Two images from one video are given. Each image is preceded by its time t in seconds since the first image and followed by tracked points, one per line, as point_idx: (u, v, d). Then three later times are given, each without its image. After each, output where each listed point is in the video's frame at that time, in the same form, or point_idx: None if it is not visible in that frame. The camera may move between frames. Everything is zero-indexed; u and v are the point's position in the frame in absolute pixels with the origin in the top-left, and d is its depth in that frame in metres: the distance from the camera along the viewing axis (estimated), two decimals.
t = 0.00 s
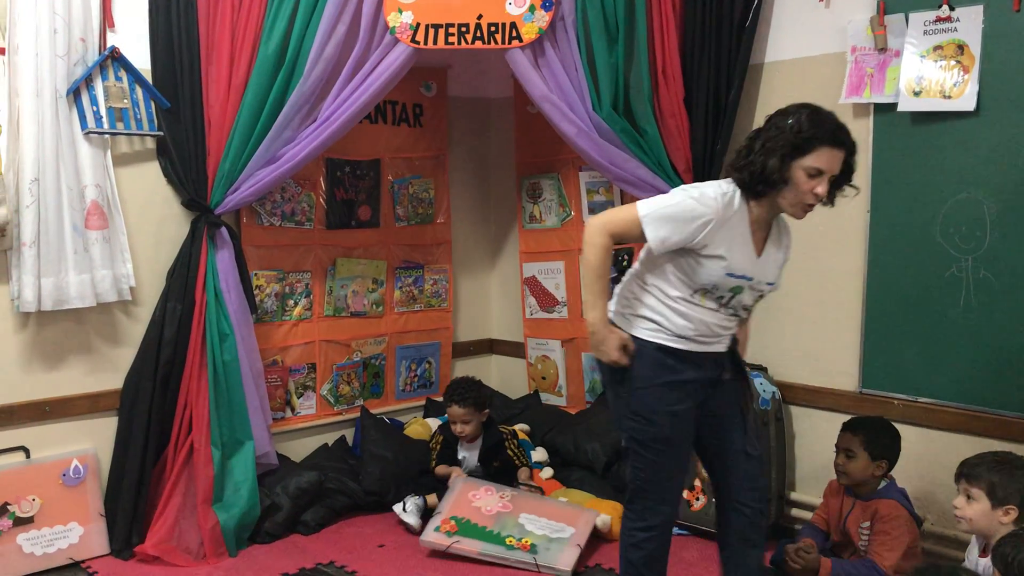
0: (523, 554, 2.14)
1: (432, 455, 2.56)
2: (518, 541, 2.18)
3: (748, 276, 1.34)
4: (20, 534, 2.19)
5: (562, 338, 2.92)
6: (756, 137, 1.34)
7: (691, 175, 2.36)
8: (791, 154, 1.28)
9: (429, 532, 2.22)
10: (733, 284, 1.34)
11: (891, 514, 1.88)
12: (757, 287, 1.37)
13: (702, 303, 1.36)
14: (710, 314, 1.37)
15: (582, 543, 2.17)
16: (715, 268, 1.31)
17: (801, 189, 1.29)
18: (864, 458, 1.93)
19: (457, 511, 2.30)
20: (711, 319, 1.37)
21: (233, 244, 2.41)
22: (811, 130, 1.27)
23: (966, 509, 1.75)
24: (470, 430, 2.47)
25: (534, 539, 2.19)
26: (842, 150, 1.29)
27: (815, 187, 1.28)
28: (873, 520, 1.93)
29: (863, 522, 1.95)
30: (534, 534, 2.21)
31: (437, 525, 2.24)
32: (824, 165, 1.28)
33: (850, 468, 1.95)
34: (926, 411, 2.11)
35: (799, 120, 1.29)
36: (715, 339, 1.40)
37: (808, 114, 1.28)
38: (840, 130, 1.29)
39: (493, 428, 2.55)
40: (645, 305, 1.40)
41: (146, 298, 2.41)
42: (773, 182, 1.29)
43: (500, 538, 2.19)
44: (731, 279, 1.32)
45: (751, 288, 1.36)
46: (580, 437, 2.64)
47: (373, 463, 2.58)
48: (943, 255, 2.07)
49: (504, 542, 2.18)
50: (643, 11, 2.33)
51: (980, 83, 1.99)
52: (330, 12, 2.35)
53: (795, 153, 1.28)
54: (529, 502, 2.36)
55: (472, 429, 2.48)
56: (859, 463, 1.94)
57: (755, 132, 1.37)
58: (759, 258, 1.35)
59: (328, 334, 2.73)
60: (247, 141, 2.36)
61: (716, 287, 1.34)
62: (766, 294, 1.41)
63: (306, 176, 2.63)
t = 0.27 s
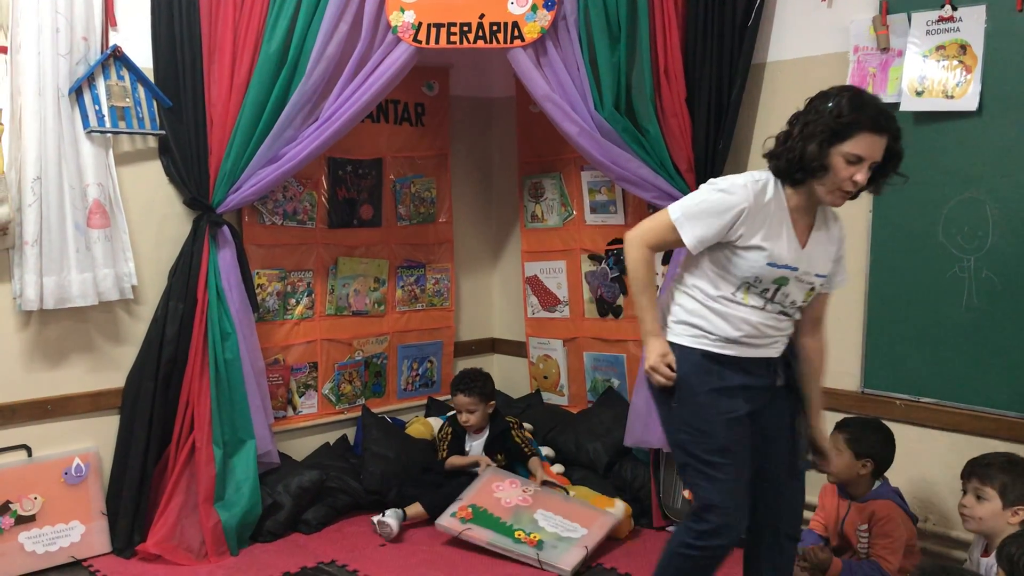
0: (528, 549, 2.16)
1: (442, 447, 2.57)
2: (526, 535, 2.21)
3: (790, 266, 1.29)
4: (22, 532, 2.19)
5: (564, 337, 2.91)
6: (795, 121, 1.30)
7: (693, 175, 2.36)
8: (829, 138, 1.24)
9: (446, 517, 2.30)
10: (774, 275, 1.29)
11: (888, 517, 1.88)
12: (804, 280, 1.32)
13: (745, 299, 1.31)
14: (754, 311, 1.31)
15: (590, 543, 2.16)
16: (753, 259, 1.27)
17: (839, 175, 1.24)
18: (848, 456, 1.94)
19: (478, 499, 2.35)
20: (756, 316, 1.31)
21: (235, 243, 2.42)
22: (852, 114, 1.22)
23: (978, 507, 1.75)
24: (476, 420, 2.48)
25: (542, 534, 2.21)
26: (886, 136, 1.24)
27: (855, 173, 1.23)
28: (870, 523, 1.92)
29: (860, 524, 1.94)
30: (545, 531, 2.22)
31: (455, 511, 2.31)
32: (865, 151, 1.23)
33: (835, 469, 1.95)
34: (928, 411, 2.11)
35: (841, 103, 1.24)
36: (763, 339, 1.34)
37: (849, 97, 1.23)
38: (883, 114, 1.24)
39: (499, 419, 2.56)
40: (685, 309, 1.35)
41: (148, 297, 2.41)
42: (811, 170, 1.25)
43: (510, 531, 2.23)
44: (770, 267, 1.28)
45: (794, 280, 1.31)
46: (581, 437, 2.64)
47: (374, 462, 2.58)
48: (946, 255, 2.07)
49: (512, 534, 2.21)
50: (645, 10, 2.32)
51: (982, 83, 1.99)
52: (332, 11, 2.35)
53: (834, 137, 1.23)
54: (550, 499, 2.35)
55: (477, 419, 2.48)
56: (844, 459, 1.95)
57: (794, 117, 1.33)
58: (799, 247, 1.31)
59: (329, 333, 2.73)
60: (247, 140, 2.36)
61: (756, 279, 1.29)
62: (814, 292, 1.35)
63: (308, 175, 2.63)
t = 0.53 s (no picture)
0: (533, 548, 2.19)
1: (447, 448, 2.56)
2: (533, 535, 2.23)
3: (811, 251, 1.23)
4: (24, 530, 2.19)
5: (566, 335, 2.91)
6: (810, 98, 1.26)
7: (695, 172, 2.36)
8: (843, 118, 1.20)
9: (462, 523, 2.36)
10: (794, 261, 1.24)
11: (891, 516, 1.87)
12: (830, 266, 1.25)
13: (768, 291, 1.26)
14: (780, 304, 1.26)
15: (594, 539, 2.17)
16: (768, 246, 1.24)
17: (854, 156, 1.20)
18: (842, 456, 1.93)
19: (495, 506, 2.40)
20: (781, 308, 1.26)
21: (237, 242, 2.42)
22: (868, 92, 1.18)
23: (977, 506, 1.75)
24: (481, 423, 2.51)
25: (548, 534, 2.24)
26: (904, 115, 1.20)
27: (873, 154, 1.20)
28: (872, 521, 1.90)
29: (862, 523, 1.92)
30: (554, 531, 2.25)
31: (469, 517, 2.37)
32: (881, 132, 1.19)
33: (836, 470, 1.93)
34: (931, 409, 2.11)
35: (857, 80, 1.20)
36: (794, 334, 1.27)
37: (865, 74, 1.19)
38: (902, 92, 1.20)
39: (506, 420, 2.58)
40: (710, 310, 1.31)
41: (150, 295, 2.41)
42: (827, 152, 1.22)
43: (518, 532, 2.26)
44: (788, 253, 1.23)
45: (819, 267, 1.25)
46: (584, 435, 2.63)
47: (377, 460, 2.58)
48: (948, 252, 2.07)
49: (520, 535, 2.25)
50: (647, 8, 2.32)
51: (985, 80, 1.98)
52: (333, 9, 2.35)
53: (848, 116, 1.19)
54: (565, 502, 2.38)
55: (482, 421, 2.51)
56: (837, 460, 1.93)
57: (808, 95, 1.28)
58: (820, 233, 1.25)
59: (331, 331, 2.73)
60: (249, 139, 2.36)
61: (776, 268, 1.25)
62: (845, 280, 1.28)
63: (309, 174, 2.63)
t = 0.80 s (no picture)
0: (536, 541, 2.19)
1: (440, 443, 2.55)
2: (536, 531, 2.25)
3: (821, 242, 1.24)
4: (31, 529, 2.20)
5: (569, 329, 2.91)
6: (807, 80, 1.26)
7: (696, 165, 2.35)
8: (843, 101, 1.20)
9: (466, 519, 2.38)
10: (804, 256, 1.24)
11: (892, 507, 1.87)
12: (842, 253, 1.25)
13: (782, 291, 1.27)
14: (796, 302, 1.27)
15: (598, 536, 2.18)
16: (776, 245, 1.24)
17: (855, 140, 1.21)
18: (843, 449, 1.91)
19: (500, 506, 2.43)
20: (798, 305, 1.27)
21: (239, 239, 2.42)
22: (866, 75, 1.18)
23: (969, 497, 1.75)
24: (483, 425, 2.50)
25: (551, 530, 2.25)
26: (904, 95, 1.20)
27: (874, 137, 1.21)
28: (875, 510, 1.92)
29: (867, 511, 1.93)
30: (557, 528, 2.26)
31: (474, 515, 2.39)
32: (881, 114, 1.20)
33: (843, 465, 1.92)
34: (934, 399, 2.12)
35: (855, 62, 1.20)
36: (814, 331, 1.28)
37: (863, 56, 1.19)
38: (901, 71, 1.20)
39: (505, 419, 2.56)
40: (728, 317, 1.33)
41: (153, 293, 2.42)
42: (827, 137, 1.23)
43: (522, 528, 2.28)
44: (798, 249, 1.24)
45: (830, 257, 1.25)
46: (587, 429, 2.64)
47: (381, 456, 2.58)
48: (951, 242, 2.07)
49: (524, 530, 2.26)
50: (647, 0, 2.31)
51: (987, 70, 1.98)
52: (332, 5, 2.35)
53: (848, 100, 1.20)
54: (569, 505, 2.41)
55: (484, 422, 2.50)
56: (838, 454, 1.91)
57: (802, 76, 1.28)
58: (826, 221, 1.25)
59: (335, 328, 2.73)
60: (250, 137, 2.37)
61: (788, 265, 1.25)
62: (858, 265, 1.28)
63: (311, 170, 2.63)
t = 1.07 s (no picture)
0: (532, 530, 2.20)
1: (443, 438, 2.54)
2: (532, 521, 2.25)
3: (823, 226, 1.25)
4: (30, 524, 2.19)
5: (566, 317, 2.90)
6: (802, 59, 1.25)
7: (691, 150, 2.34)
8: (842, 80, 1.20)
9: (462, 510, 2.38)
10: (808, 242, 1.25)
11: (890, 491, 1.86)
12: (844, 235, 1.27)
13: (787, 279, 1.28)
14: (801, 288, 1.29)
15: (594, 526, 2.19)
16: (780, 233, 1.25)
17: (854, 120, 1.21)
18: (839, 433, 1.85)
19: (495, 499, 2.43)
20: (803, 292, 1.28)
21: (233, 231, 2.41)
22: (865, 52, 1.18)
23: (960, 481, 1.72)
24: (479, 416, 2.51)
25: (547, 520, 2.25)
26: (903, 72, 1.20)
27: (873, 117, 1.21)
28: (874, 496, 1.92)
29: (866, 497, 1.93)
30: (553, 519, 2.26)
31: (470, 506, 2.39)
32: (881, 93, 1.20)
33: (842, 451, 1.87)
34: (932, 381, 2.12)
35: (852, 40, 1.20)
36: (820, 315, 1.30)
37: (861, 33, 1.18)
38: (900, 48, 1.20)
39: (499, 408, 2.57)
40: (731, 310, 1.34)
41: (148, 286, 2.41)
42: (826, 119, 1.23)
43: (518, 518, 2.28)
44: (802, 235, 1.24)
45: (832, 241, 1.27)
46: (586, 416, 2.63)
47: (380, 446, 2.58)
48: (948, 224, 2.06)
49: (520, 520, 2.26)
50: None
51: (982, 49, 1.96)
52: None
53: (846, 78, 1.19)
54: (564, 500, 2.41)
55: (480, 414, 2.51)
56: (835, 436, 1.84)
57: (796, 54, 1.27)
58: (825, 204, 1.27)
59: (331, 318, 2.73)
60: (243, 129, 2.35)
61: (793, 252, 1.26)
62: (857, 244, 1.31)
63: (304, 160, 2.62)
